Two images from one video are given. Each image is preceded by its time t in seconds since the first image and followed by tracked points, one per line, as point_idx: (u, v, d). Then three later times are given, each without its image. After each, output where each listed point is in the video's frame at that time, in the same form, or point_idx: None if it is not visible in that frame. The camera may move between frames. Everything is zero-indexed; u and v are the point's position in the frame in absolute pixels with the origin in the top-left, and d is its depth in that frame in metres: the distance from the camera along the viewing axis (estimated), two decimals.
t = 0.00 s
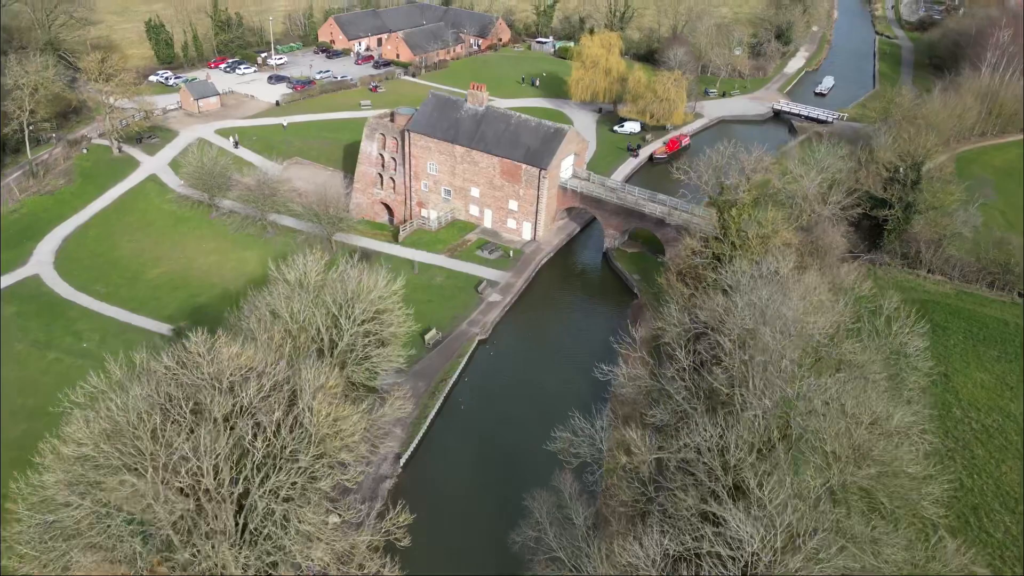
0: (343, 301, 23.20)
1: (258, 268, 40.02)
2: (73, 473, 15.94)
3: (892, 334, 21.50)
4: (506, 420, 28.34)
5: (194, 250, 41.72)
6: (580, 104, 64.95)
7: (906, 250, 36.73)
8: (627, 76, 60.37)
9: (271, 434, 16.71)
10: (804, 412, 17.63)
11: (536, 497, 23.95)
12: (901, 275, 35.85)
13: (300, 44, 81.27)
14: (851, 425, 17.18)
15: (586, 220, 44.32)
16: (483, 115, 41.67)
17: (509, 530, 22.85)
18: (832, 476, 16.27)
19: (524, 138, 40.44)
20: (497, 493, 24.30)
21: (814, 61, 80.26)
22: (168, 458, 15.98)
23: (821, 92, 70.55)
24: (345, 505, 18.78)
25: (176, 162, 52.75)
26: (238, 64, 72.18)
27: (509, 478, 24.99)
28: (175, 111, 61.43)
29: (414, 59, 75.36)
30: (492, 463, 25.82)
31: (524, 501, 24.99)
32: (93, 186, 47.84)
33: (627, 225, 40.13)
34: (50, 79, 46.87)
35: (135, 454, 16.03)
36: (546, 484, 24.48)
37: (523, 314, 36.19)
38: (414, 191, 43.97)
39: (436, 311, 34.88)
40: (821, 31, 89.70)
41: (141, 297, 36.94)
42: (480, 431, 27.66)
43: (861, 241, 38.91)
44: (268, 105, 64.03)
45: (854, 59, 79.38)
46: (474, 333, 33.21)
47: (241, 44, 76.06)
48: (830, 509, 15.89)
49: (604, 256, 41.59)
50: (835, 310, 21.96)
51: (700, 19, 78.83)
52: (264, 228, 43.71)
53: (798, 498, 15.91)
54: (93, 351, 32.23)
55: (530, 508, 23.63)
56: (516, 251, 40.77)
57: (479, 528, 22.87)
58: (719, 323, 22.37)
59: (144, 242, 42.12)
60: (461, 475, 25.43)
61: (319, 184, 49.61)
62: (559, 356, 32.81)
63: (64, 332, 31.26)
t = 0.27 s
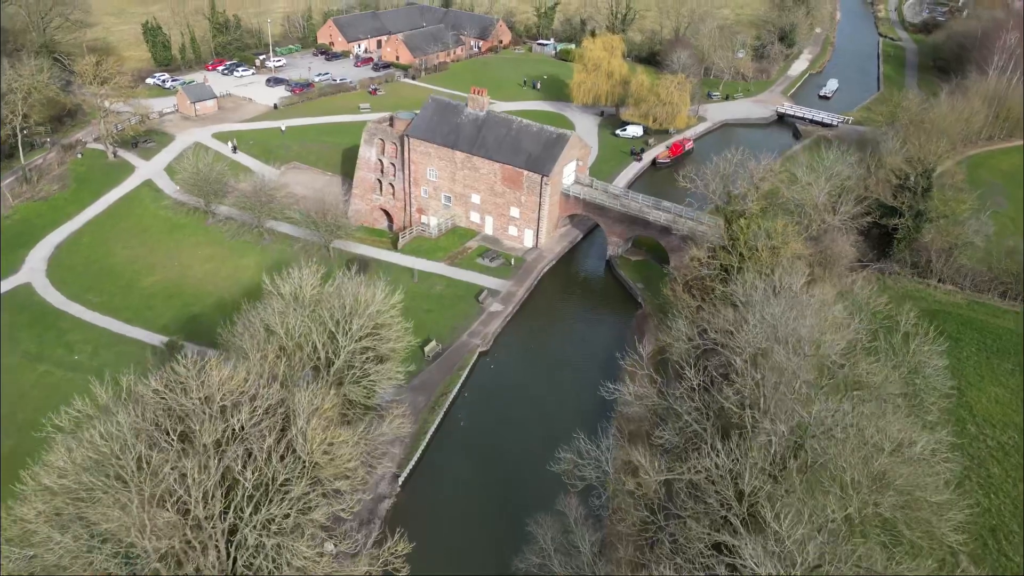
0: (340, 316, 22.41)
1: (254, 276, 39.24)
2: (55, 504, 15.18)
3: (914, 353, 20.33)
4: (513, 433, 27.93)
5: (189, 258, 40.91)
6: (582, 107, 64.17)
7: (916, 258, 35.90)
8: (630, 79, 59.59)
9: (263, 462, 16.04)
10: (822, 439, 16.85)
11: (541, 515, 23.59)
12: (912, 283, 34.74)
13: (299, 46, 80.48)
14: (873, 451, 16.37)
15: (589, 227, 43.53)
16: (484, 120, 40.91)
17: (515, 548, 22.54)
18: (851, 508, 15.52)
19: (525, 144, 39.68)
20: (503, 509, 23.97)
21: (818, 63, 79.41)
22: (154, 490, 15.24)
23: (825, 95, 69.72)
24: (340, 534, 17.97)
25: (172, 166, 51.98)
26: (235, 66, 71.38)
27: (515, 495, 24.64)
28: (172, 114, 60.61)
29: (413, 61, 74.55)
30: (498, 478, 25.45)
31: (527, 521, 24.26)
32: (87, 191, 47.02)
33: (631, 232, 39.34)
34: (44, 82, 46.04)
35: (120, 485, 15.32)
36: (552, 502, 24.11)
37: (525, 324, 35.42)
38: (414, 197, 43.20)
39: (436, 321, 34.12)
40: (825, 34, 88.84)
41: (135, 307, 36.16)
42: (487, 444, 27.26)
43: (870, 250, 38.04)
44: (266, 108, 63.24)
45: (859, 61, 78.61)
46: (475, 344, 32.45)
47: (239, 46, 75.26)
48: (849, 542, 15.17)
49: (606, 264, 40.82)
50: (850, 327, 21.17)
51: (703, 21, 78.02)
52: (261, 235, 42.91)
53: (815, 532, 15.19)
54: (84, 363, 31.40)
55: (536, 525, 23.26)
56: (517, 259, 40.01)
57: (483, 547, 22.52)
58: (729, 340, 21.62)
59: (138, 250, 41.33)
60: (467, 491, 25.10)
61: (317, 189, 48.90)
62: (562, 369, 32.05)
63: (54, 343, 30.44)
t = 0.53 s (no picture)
0: (337, 334, 21.61)
1: (251, 286, 38.44)
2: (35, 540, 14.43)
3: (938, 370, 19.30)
4: (512, 437, 27.83)
5: (183, 268, 40.18)
6: (584, 111, 63.41)
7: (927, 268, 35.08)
8: (632, 83, 58.83)
9: (253, 494, 15.46)
10: (839, 468, 16.21)
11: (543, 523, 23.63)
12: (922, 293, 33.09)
13: (298, 49, 79.73)
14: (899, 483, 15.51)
15: (592, 235, 42.73)
16: (485, 127, 40.13)
17: (515, 551, 22.64)
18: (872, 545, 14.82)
19: (527, 150, 38.90)
20: (503, 514, 23.96)
21: (822, 66, 78.60)
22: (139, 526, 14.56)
23: (830, 98, 68.94)
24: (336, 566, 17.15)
25: (168, 172, 51.20)
26: (233, 70, 70.61)
27: (514, 500, 24.63)
28: (168, 119, 59.83)
29: (413, 64, 73.78)
30: (498, 483, 25.37)
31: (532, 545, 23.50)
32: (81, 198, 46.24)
33: (635, 241, 38.52)
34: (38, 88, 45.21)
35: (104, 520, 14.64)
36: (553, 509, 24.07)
37: (527, 336, 34.63)
38: (414, 204, 42.41)
39: (436, 333, 33.35)
40: (828, 36, 88.07)
41: (128, 319, 35.50)
42: (487, 457, 26.74)
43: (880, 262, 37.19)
44: (264, 112, 62.44)
45: (862, 64, 77.89)
46: (476, 357, 31.67)
47: (237, 49, 74.50)
48: None
49: (610, 273, 40.01)
50: (866, 346, 20.36)
51: (705, 24, 77.28)
52: (258, 243, 42.08)
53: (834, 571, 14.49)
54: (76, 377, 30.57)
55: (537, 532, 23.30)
56: (519, 268, 39.21)
57: (484, 552, 22.56)
58: (742, 360, 20.82)
59: (133, 259, 40.48)
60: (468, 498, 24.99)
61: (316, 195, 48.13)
62: (567, 383, 31.26)
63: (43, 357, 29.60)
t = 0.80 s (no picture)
0: (333, 353, 20.81)
1: (247, 296, 37.62)
2: None
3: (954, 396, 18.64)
4: (512, 446, 27.55)
5: (178, 276, 39.34)
6: (586, 115, 62.56)
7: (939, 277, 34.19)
8: (635, 86, 58.04)
9: (244, 532, 14.80)
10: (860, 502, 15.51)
11: (545, 528, 23.68)
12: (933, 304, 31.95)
13: (296, 51, 78.94)
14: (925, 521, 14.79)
15: (595, 243, 41.88)
16: (486, 133, 39.30)
17: (515, 554, 22.63)
18: None
19: (529, 157, 38.07)
20: (503, 518, 24.00)
21: (826, 69, 77.76)
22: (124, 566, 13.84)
23: (834, 101, 68.11)
24: None
25: (164, 178, 50.46)
26: (231, 72, 69.83)
27: (516, 503, 24.71)
28: (164, 123, 59.00)
29: (413, 67, 72.98)
30: (498, 488, 25.35)
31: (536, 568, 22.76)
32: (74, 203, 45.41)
33: (639, 249, 37.72)
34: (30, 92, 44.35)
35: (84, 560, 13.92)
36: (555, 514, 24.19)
37: (530, 348, 33.75)
38: (413, 211, 41.53)
39: (436, 346, 32.48)
40: (831, 37, 87.32)
41: (121, 329, 34.63)
42: (493, 466, 26.38)
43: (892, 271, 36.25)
44: (262, 116, 61.65)
45: (867, 66, 77.16)
46: (478, 370, 30.83)
47: (234, 51, 73.69)
48: None
49: (614, 282, 39.18)
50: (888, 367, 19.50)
51: (708, 26, 76.52)
52: (254, 251, 41.28)
53: None
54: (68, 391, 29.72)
55: (539, 537, 23.33)
56: (522, 276, 38.36)
57: (484, 555, 22.54)
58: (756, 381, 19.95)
59: (126, 267, 39.62)
60: (467, 502, 24.93)
61: (313, 203, 47.35)
62: (572, 399, 30.38)
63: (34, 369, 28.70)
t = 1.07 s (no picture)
0: (329, 377, 19.94)
1: (244, 307, 36.77)
2: None
3: (980, 421, 17.78)
4: (514, 466, 26.78)
5: (172, 287, 38.45)
6: (588, 119, 61.74)
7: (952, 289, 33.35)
8: (638, 90, 57.22)
9: None
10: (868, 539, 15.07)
11: (545, 533, 23.88)
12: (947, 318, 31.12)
13: (295, 54, 78.17)
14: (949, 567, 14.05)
15: (599, 252, 41.01)
16: (488, 140, 38.44)
17: (516, 559, 22.98)
18: None
19: (531, 165, 37.20)
20: (505, 528, 24.05)
21: (830, 72, 76.95)
22: None
23: (839, 105, 67.34)
24: None
25: (159, 185, 49.67)
26: (228, 75, 69.06)
27: (517, 508, 24.93)
28: (160, 127, 58.20)
29: (413, 70, 72.20)
30: (499, 496, 25.50)
31: None
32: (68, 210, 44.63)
33: (645, 259, 36.78)
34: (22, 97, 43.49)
35: None
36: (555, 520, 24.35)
37: (532, 362, 32.90)
38: (413, 220, 40.65)
39: (437, 360, 31.64)
40: (835, 40, 86.60)
41: (112, 343, 33.68)
42: (494, 483, 25.99)
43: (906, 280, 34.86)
44: (260, 120, 60.81)
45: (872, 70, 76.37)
46: (479, 386, 30.01)
47: (232, 55, 72.90)
48: None
49: (618, 293, 38.30)
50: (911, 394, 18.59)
51: (711, 29, 75.72)
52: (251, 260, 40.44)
53: None
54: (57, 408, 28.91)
55: (538, 541, 23.60)
56: (524, 287, 37.50)
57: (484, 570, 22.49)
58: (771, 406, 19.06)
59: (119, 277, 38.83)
60: (468, 519, 24.56)
61: (311, 212, 46.61)
62: (577, 416, 29.51)
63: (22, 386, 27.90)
